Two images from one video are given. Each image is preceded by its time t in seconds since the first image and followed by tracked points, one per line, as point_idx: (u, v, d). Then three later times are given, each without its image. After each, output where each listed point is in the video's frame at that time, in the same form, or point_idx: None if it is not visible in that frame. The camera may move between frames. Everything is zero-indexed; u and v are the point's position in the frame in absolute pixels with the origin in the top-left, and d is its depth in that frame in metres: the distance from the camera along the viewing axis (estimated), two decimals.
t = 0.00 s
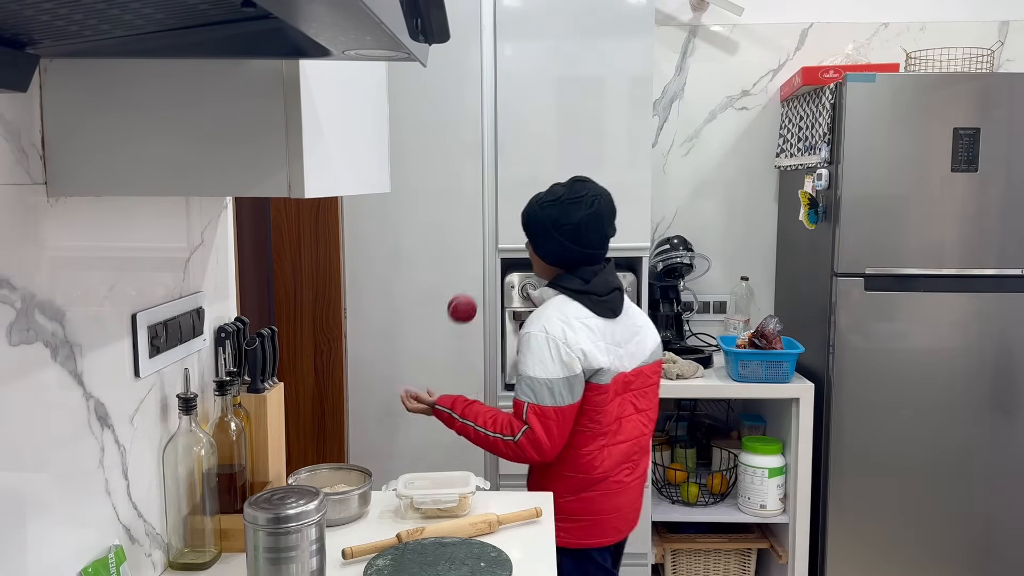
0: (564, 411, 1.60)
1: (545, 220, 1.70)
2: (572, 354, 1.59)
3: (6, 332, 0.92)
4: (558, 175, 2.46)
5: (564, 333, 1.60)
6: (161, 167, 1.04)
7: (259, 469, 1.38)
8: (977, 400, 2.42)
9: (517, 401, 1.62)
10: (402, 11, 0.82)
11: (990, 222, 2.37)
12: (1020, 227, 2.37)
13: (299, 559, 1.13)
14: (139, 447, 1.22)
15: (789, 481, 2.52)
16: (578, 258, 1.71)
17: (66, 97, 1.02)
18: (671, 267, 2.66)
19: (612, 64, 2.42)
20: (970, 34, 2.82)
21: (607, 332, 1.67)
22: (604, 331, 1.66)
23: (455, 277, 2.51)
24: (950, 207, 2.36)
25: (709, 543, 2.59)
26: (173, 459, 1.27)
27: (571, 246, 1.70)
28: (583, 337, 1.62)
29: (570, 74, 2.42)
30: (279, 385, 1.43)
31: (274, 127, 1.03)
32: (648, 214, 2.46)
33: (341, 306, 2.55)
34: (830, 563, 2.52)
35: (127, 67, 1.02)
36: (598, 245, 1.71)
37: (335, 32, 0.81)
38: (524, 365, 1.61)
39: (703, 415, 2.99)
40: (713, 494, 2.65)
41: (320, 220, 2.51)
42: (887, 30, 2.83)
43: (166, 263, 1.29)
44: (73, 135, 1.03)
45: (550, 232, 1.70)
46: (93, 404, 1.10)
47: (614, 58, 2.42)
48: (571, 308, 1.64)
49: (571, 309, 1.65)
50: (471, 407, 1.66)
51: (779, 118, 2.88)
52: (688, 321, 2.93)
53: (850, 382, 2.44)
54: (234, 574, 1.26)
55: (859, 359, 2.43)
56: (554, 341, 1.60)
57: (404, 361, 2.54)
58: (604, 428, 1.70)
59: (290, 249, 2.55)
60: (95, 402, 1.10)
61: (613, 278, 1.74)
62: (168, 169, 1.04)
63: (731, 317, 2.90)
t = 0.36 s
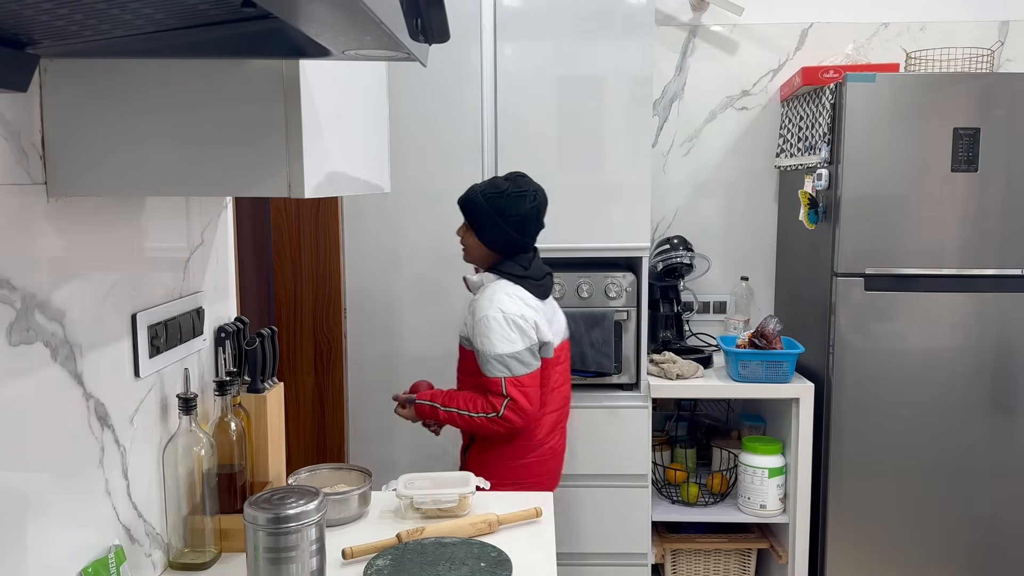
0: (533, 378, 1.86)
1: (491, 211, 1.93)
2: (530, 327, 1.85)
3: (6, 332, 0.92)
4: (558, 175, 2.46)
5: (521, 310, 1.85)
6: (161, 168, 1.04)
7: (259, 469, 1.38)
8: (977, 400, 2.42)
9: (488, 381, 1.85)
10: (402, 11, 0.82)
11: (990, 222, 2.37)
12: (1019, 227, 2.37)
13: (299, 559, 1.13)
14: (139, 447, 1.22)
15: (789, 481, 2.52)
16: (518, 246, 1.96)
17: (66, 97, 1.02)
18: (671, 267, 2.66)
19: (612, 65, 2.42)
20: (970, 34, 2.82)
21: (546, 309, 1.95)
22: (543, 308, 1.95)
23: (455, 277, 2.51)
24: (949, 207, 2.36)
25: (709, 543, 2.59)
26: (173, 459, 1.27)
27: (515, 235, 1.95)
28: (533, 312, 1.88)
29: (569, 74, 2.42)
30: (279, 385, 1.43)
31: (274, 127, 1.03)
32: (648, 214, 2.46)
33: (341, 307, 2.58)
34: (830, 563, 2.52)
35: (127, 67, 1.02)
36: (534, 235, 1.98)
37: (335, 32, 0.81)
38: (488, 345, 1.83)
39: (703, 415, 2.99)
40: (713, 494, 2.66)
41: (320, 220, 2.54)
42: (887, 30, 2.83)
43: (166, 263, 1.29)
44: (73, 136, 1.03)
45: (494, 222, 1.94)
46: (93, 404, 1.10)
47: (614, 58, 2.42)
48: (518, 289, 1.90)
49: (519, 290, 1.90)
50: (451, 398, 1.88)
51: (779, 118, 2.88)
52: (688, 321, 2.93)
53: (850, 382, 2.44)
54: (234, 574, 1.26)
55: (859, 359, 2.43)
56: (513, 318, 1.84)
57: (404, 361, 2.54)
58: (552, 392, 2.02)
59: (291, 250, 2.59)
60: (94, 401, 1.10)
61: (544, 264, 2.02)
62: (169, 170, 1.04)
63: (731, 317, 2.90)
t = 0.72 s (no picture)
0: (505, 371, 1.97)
1: (452, 218, 2.01)
2: (501, 324, 1.98)
3: (6, 332, 0.92)
4: (559, 175, 2.46)
5: (491, 309, 1.98)
6: (161, 169, 1.04)
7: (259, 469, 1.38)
8: (977, 400, 2.42)
9: (462, 380, 1.94)
10: (402, 11, 0.82)
11: (990, 222, 2.37)
12: (1019, 227, 2.37)
13: (299, 559, 1.13)
14: (139, 447, 1.22)
15: (789, 481, 2.52)
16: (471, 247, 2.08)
17: (66, 98, 1.02)
18: (671, 267, 2.66)
19: (612, 64, 2.42)
20: (970, 34, 2.82)
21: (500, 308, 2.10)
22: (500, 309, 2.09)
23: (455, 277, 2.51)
24: (950, 207, 2.36)
25: (709, 544, 2.59)
26: (173, 459, 1.27)
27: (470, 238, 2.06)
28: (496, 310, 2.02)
29: (569, 74, 2.42)
30: (279, 385, 1.43)
31: (274, 127, 1.03)
32: (648, 214, 2.46)
33: (341, 306, 2.57)
34: (830, 563, 2.52)
35: (127, 67, 1.02)
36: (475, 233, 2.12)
37: (336, 32, 0.81)
38: (470, 343, 1.92)
39: (703, 415, 2.99)
40: (713, 494, 2.65)
41: (320, 220, 2.53)
42: (887, 30, 2.83)
43: (166, 263, 1.29)
44: (72, 138, 1.03)
45: (455, 228, 2.02)
46: (94, 404, 1.10)
47: (613, 58, 2.42)
48: (481, 291, 2.01)
49: (480, 289, 2.03)
50: (421, 409, 1.95)
51: (779, 118, 2.88)
52: (688, 321, 2.93)
53: (850, 382, 2.44)
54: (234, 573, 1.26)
55: (859, 359, 2.43)
56: (488, 317, 1.95)
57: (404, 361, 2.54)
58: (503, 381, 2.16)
59: (291, 250, 2.59)
60: (94, 401, 1.10)
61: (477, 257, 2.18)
62: (168, 171, 1.04)
63: (731, 317, 2.90)
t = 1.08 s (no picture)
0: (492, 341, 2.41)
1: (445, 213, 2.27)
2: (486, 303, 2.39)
3: (6, 332, 0.92)
4: (558, 175, 2.46)
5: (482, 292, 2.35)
6: (161, 169, 1.04)
7: (259, 469, 1.38)
8: (977, 400, 2.43)
9: (484, 351, 2.27)
10: (402, 11, 0.82)
11: (990, 222, 2.37)
12: (1019, 227, 2.37)
13: (299, 559, 1.13)
14: (139, 447, 1.22)
15: (789, 481, 2.52)
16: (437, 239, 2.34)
17: (67, 98, 1.02)
18: (671, 267, 2.65)
19: (612, 64, 2.42)
20: (970, 34, 2.82)
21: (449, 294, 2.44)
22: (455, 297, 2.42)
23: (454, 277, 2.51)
24: (950, 207, 2.36)
25: (709, 544, 2.59)
26: (173, 459, 1.27)
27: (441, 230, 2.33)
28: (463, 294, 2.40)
29: (569, 74, 2.42)
30: (279, 385, 1.43)
31: (274, 127, 1.03)
32: (648, 214, 2.46)
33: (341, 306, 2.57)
34: (830, 563, 2.52)
35: (127, 67, 1.02)
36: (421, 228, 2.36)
37: (335, 32, 0.81)
38: (490, 317, 2.29)
39: (703, 415, 2.99)
40: (713, 494, 2.66)
41: (321, 219, 2.53)
42: (887, 30, 2.83)
43: (166, 263, 1.29)
44: (73, 138, 1.03)
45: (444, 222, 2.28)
46: (94, 404, 1.10)
47: (613, 58, 2.42)
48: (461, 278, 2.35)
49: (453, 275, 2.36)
50: (464, 389, 2.21)
51: (779, 118, 2.88)
52: (688, 321, 2.93)
53: (850, 382, 2.44)
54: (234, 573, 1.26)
55: (859, 359, 2.43)
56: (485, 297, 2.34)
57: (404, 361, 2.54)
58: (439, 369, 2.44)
59: (290, 250, 2.58)
60: (95, 401, 1.10)
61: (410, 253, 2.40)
62: (169, 171, 1.04)
63: (731, 317, 2.90)
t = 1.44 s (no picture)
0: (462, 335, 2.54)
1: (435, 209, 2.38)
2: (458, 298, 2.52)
3: (6, 332, 0.92)
4: (558, 175, 2.46)
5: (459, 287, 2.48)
6: (161, 169, 1.04)
7: (259, 469, 1.38)
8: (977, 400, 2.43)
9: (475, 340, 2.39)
10: (403, 11, 0.82)
11: (990, 222, 2.37)
12: (1019, 227, 2.37)
13: (299, 559, 1.13)
14: (139, 447, 1.22)
15: (789, 481, 2.52)
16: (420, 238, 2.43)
17: (67, 97, 1.02)
18: (671, 266, 2.65)
19: (612, 64, 2.42)
20: (970, 34, 2.82)
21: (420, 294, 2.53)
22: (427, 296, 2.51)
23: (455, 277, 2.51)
24: (950, 207, 2.36)
25: (709, 544, 2.59)
26: (173, 459, 1.27)
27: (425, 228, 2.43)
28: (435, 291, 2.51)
29: (569, 74, 2.43)
30: (279, 385, 1.43)
31: (274, 127, 1.03)
32: (648, 214, 2.46)
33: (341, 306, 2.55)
34: (831, 563, 2.51)
35: (127, 66, 1.02)
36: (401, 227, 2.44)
37: (335, 32, 0.81)
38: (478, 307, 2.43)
39: (703, 415, 2.98)
40: (713, 494, 2.65)
41: (321, 218, 2.53)
42: (887, 30, 2.83)
43: (166, 263, 1.29)
44: (74, 136, 1.03)
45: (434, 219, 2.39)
46: (94, 404, 1.10)
47: (614, 58, 2.42)
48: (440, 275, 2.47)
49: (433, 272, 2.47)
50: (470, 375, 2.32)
51: (779, 118, 2.88)
52: (688, 321, 2.93)
53: (850, 382, 2.44)
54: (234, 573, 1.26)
55: (859, 359, 2.43)
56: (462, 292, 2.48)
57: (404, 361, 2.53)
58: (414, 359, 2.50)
59: (291, 249, 2.59)
60: (95, 402, 1.10)
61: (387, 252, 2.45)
62: (169, 171, 1.04)
63: (731, 317, 2.90)
